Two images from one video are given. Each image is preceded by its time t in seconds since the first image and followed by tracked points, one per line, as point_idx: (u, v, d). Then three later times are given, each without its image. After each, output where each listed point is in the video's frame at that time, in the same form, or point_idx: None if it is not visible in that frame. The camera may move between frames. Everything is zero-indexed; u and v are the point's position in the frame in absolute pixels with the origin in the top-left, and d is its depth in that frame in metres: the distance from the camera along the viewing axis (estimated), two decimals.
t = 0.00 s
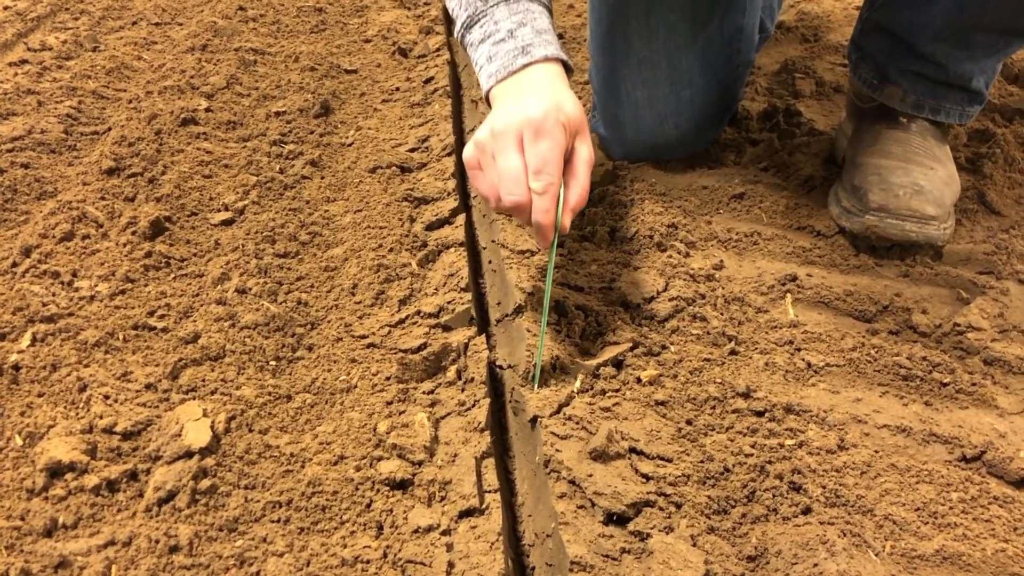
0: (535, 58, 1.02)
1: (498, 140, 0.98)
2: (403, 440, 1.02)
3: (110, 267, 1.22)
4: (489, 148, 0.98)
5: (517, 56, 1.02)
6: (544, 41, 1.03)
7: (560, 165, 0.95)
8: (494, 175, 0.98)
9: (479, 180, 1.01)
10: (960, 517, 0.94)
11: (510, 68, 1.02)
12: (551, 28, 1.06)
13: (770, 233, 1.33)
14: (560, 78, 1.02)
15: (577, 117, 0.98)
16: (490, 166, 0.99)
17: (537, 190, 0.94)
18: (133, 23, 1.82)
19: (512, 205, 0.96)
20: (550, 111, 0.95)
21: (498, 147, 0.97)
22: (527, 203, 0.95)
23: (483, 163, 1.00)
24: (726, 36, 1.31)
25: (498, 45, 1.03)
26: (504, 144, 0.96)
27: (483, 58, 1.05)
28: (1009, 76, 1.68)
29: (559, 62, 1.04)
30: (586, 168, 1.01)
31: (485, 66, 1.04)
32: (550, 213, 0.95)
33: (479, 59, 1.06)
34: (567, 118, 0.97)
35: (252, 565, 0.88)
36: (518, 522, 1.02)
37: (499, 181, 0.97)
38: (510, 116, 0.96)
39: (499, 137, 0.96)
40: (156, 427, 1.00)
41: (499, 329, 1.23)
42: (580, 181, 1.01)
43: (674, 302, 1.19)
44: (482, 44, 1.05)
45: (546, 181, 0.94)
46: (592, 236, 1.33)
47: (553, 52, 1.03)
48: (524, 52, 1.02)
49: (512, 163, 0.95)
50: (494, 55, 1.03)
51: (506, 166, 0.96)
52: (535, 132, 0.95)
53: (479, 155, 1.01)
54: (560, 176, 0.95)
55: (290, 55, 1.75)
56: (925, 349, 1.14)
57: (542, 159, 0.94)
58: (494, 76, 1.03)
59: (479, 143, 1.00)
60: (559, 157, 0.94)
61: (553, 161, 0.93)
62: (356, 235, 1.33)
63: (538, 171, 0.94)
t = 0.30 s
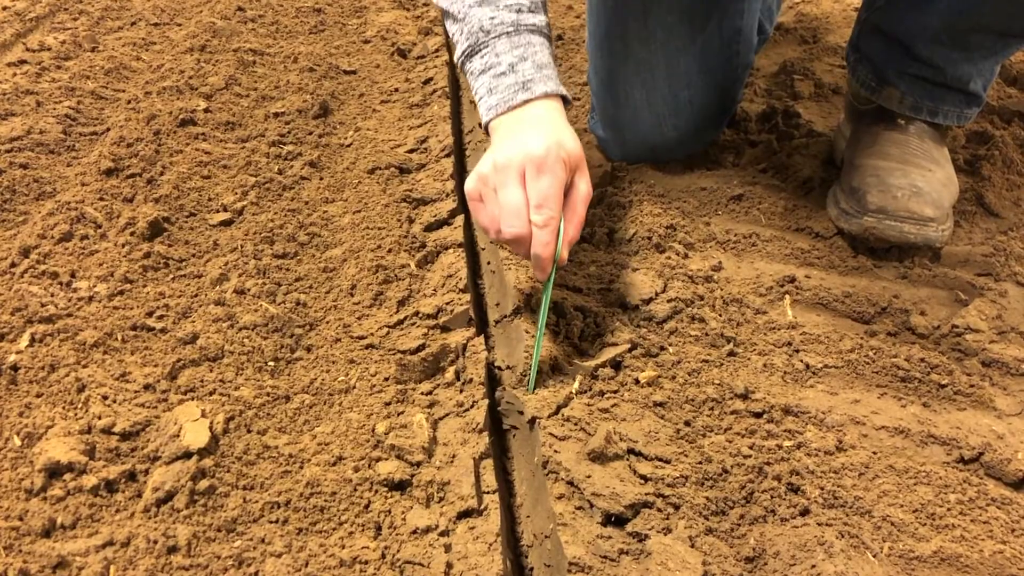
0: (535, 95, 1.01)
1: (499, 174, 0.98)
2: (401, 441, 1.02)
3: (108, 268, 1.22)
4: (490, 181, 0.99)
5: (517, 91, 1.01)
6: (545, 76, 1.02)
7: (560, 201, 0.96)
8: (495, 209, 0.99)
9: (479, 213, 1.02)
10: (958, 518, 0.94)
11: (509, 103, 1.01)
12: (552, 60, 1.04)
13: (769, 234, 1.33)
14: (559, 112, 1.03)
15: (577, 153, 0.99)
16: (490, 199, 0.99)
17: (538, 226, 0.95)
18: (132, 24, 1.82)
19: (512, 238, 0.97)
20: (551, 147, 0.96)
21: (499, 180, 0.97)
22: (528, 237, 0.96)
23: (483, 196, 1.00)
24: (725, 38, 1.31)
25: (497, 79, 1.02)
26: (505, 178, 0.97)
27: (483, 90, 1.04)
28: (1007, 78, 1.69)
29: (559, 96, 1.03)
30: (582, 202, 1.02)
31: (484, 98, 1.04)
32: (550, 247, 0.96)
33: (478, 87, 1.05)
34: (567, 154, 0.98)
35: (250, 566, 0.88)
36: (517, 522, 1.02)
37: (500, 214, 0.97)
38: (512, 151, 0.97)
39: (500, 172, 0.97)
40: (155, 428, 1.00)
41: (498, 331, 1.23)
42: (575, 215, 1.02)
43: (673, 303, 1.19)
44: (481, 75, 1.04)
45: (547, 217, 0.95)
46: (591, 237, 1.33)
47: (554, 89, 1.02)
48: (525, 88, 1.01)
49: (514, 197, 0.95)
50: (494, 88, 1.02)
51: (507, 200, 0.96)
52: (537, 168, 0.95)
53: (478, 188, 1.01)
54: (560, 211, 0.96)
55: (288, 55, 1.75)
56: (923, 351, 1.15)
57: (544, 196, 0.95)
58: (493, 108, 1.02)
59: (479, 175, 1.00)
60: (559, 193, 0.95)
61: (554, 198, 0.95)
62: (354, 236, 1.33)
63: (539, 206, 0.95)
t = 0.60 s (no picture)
0: (511, 92, 1.02)
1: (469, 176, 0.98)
2: (401, 441, 1.02)
3: (108, 268, 1.22)
4: (461, 183, 0.98)
5: (494, 89, 1.02)
6: (522, 74, 1.02)
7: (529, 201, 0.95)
8: (465, 210, 0.98)
9: (451, 215, 1.01)
10: (957, 519, 0.94)
11: (486, 100, 1.02)
12: (532, 58, 1.05)
13: (768, 235, 1.33)
14: (533, 113, 1.02)
15: (547, 153, 0.98)
16: (461, 200, 0.99)
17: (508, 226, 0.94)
18: (132, 24, 1.82)
19: (483, 239, 0.96)
20: (518, 147, 0.95)
21: (468, 182, 0.97)
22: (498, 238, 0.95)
23: (454, 198, 1.00)
24: (725, 39, 1.31)
25: (476, 76, 1.03)
26: (474, 180, 0.96)
27: (462, 86, 1.04)
28: (1006, 80, 1.69)
29: (536, 94, 1.04)
30: (555, 201, 1.01)
31: (462, 95, 1.04)
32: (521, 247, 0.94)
33: (458, 84, 1.05)
34: (536, 154, 0.97)
35: (250, 566, 0.88)
36: (516, 523, 1.02)
37: (471, 215, 0.96)
38: (479, 153, 0.97)
39: (468, 173, 0.97)
40: (155, 428, 1.00)
41: (497, 331, 1.24)
42: (549, 215, 1.01)
43: (672, 304, 1.19)
44: (461, 72, 1.05)
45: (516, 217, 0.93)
46: (591, 238, 1.33)
47: (531, 86, 1.02)
48: (502, 85, 1.02)
49: (482, 198, 0.95)
50: (472, 85, 1.03)
51: (475, 201, 0.95)
52: (504, 168, 0.94)
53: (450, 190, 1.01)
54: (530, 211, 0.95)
55: (288, 56, 1.75)
56: (923, 352, 1.15)
57: (511, 195, 0.93)
58: (471, 105, 1.03)
59: (450, 178, 1.00)
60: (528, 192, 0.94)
61: (522, 197, 0.93)
62: (354, 237, 1.34)
63: (507, 206, 0.93)
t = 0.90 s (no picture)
0: (513, 27, 1.03)
1: (477, 103, 0.99)
2: (402, 441, 1.02)
3: (109, 267, 1.22)
4: (469, 110, 1.00)
5: (496, 25, 1.04)
6: (523, 10, 1.05)
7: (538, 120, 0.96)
8: (475, 136, 1.00)
9: (460, 145, 1.03)
10: (958, 519, 0.94)
11: (490, 35, 1.03)
12: None
13: (769, 236, 1.33)
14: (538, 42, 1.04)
15: (554, 76, 0.99)
16: (470, 128, 1.00)
17: (518, 145, 0.95)
18: (133, 24, 1.82)
19: (494, 162, 0.97)
20: (525, 68, 0.97)
21: (477, 108, 0.98)
22: (509, 158, 0.96)
23: (462, 127, 1.02)
24: (726, 40, 1.31)
25: (478, 16, 1.05)
26: (482, 104, 0.98)
27: (466, 30, 1.06)
28: (1007, 81, 1.69)
29: (538, 30, 1.05)
30: (565, 123, 1.01)
31: (466, 37, 1.06)
32: (533, 168, 0.96)
33: (461, 30, 1.08)
34: (543, 75, 0.98)
35: (251, 565, 0.88)
36: (517, 523, 1.02)
37: (481, 140, 0.98)
38: (486, 77, 0.98)
39: (476, 98, 0.98)
40: (156, 427, 1.00)
41: (498, 331, 1.24)
42: (560, 136, 1.01)
43: (673, 305, 1.19)
44: (464, 17, 1.07)
45: (526, 134, 0.95)
46: (592, 238, 1.33)
47: (532, 21, 1.04)
48: (503, 21, 1.03)
49: (491, 120, 0.96)
50: (475, 26, 1.05)
51: (484, 125, 0.97)
52: (511, 89, 0.96)
53: (458, 119, 1.02)
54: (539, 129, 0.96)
55: (289, 56, 1.75)
56: (923, 353, 1.15)
57: (520, 115, 0.95)
58: (474, 45, 1.05)
59: (458, 107, 1.02)
60: (537, 111, 0.95)
61: (531, 116, 0.94)
62: (355, 237, 1.34)
63: (517, 126, 0.95)
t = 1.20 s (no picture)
0: (519, 56, 1.01)
1: (477, 136, 0.98)
2: (404, 440, 1.02)
3: (111, 266, 1.22)
4: (468, 143, 0.98)
5: (502, 53, 1.02)
6: (530, 38, 1.03)
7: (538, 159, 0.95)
8: (474, 169, 0.98)
9: (459, 175, 1.01)
10: (959, 519, 0.94)
11: (495, 64, 1.01)
12: (539, 26, 1.05)
13: (770, 236, 1.33)
14: (543, 72, 1.02)
15: (557, 111, 0.98)
16: (469, 160, 0.99)
17: (516, 184, 0.94)
18: (134, 23, 1.82)
19: (491, 199, 0.96)
20: (527, 105, 0.95)
21: (476, 141, 0.97)
22: (507, 196, 0.95)
23: (461, 157, 1.00)
24: (727, 40, 1.31)
25: (485, 43, 1.03)
26: (482, 139, 0.96)
27: (471, 56, 1.05)
28: (1008, 82, 1.69)
29: (545, 58, 1.03)
30: (566, 159, 1.00)
31: (472, 63, 1.04)
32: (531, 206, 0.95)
33: (467, 55, 1.06)
34: (545, 112, 0.96)
35: (253, 563, 0.88)
36: (518, 522, 1.02)
37: (479, 174, 0.97)
38: (487, 111, 0.97)
39: (476, 131, 0.97)
40: (157, 426, 1.00)
41: (499, 330, 1.24)
42: (560, 173, 1.00)
43: (674, 305, 1.19)
44: (470, 41, 1.06)
45: (524, 174, 0.94)
46: (593, 238, 1.33)
47: (539, 49, 1.02)
48: (510, 49, 1.02)
49: (490, 157, 0.95)
50: (481, 52, 1.03)
51: (483, 160, 0.96)
52: (512, 126, 0.95)
53: (458, 151, 1.01)
54: (539, 169, 0.95)
55: (291, 56, 1.75)
56: (924, 353, 1.15)
57: (519, 154, 0.94)
58: (479, 72, 1.03)
59: (458, 137, 1.00)
60: (536, 151, 0.94)
61: (530, 156, 0.93)
62: (357, 236, 1.34)
63: (516, 164, 0.94)
